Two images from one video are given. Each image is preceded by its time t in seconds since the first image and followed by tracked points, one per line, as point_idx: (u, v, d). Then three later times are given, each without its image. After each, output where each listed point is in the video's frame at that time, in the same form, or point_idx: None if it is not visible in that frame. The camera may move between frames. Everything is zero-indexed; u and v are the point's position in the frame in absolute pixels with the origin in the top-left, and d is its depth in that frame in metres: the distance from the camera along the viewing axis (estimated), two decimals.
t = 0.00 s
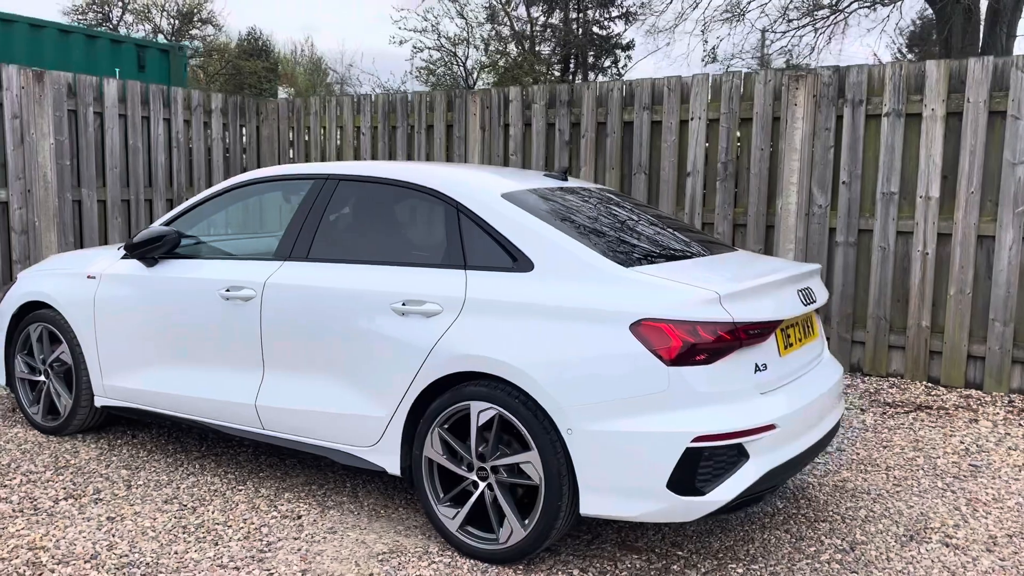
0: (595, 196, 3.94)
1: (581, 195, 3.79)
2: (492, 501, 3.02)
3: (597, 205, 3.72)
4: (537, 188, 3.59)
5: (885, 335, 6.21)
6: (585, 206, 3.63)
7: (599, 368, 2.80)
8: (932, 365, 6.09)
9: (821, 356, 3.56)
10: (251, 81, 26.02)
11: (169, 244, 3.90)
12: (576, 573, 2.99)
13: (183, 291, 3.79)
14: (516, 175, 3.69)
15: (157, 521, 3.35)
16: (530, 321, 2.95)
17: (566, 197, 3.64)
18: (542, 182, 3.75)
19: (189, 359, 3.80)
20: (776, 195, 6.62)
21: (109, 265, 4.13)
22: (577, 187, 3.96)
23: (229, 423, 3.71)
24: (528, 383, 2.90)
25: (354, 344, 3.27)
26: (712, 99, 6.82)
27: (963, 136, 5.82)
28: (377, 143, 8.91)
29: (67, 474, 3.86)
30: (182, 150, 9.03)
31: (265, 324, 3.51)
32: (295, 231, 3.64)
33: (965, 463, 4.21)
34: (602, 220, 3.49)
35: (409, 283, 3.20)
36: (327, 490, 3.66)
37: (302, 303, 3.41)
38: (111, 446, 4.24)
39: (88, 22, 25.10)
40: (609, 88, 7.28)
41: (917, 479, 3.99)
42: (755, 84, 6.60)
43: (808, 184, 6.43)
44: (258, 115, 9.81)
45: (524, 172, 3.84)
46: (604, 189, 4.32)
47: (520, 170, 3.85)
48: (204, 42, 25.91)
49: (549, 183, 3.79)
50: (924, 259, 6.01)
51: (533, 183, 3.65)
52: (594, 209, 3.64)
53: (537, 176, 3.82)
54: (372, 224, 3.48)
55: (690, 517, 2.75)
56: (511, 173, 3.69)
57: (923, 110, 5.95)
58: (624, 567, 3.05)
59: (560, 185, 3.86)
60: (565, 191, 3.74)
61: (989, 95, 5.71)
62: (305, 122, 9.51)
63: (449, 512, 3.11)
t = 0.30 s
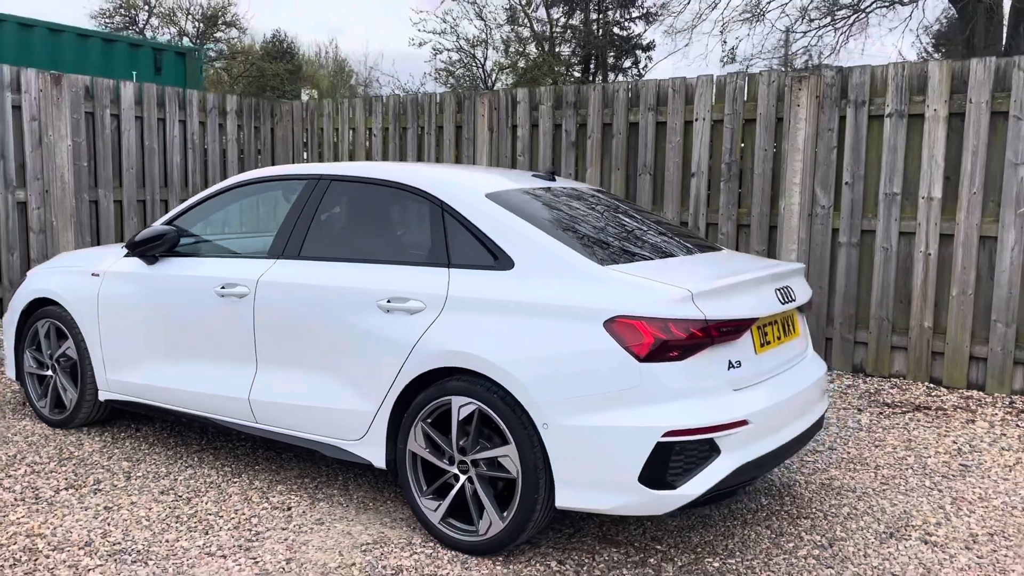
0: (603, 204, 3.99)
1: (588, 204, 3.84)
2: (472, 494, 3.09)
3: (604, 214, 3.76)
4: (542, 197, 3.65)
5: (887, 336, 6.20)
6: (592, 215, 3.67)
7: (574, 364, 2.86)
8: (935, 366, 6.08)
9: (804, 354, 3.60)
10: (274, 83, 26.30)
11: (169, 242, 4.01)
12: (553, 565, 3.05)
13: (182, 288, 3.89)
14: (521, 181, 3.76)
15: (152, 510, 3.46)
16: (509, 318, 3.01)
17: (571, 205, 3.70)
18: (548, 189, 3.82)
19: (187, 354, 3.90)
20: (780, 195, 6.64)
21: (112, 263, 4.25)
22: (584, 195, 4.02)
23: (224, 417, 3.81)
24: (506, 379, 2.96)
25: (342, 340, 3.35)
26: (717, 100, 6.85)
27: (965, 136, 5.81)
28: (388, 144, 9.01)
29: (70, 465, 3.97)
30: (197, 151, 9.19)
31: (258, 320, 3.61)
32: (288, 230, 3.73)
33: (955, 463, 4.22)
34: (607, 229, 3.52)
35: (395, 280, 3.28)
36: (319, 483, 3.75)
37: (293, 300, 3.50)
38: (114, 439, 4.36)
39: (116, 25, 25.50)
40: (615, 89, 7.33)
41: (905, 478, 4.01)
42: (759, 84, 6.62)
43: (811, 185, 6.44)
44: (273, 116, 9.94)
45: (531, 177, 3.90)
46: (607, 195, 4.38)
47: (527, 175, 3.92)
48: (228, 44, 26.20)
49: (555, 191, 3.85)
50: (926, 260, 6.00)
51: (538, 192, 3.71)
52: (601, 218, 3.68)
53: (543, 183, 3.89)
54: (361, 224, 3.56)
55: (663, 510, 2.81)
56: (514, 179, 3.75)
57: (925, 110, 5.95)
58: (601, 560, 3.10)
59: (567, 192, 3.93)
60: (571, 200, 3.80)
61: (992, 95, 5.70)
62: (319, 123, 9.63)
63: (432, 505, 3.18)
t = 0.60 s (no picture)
0: (613, 211, 4.04)
1: (598, 211, 3.89)
2: (459, 484, 3.17)
3: (614, 222, 3.80)
4: (549, 203, 3.70)
5: (892, 335, 6.21)
6: (601, 222, 3.71)
7: (555, 357, 2.94)
8: (940, 365, 6.07)
9: (792, 350, 3.64)
10: (297, 84, 26.55)
11: (174, 239, 4.14)
12: (538, 554, 3.12)
13: (185, 284, 4.01)
14: (529, 187, 3.82)
15: (153, 498, 3.57)
16: (494, 313, 3.09)
17: (580, 212, 3.75)
18: (557, 196, 3.87)
19: (190, 348, 4.02)
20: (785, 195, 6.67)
21: (119, 260, 4.38)
22: (593, 201, 4.07)
23: (226, 409, 3.92)
24: (490, 373, 3.04)
25: (336, 334, 3.45)
26: (723, 99, 6.89)
27: (970, 135, 5.81)
28: (401, 144, 9.12)
29: (79, 454, 4.11)
30: (215, 151, 9.35)
31: (257, 315, 3.71)
32: (286, 228, 3.84)
33: (949, 460, 4.24)
34: (615, 235, 3.56)
35: (387, 277, 3.37)
36: (317, 474, 3.85)
37: (290, 296, 3.60)
38: (123, 430, 4.50)
39: (142, 27, 25.86)
40: (623, 89, 7.38)
41: (896, 474, 4.04)
42: (765, 84, 6.65)
43: (816, 185, 6.47)
44: (290, 117, 10.09)
45: (540, 183, 3.97)
46: (614, 200, 4.43)
47: (537, 181, 3.98)
48: (253, 46, 26.47)
49: (564, 197, 3.90)
50: (931, 259, 6.00)
51: (547, 199, 3.77)
52: (610, 225, 3.72)
53: (552, 189, 3.95)
54: (356, 222, 3.66)
55: (641, 501, 2.87)
56: (522, 185, 3.82)
57: (930, 109, 5.95)
58: (585, 549, 3.18)
59: (577, 199, 3.98)
60: (581, 207, 3.85)
61: (996, 94, 5.70)
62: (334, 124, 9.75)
63: (421, 495, 3.27)
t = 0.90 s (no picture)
0: (628, 215, 4.03)
1: (612, 216, 3.88)
2: (453, 478, 3.20)
3: (628, 226, 3.79)
4: (561, 207, 3.70)
5: (903, 335, 6.16)
6: (614, 226, 3.70)
7: (545, 353, 2.96)
8: (952, 366, 6.02)
9: (790, 347, 3.64)
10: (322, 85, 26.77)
11: (181, 237, 4.21)
12: (530, 548, 3.15)
13: (191, 281, 4.08)
14: (542, 191, 3.83)
15: (157, 490, 3.64)
16: (487, 309, 3.12)
17: (594, 216, 3.74)
18: (571, 200, 3.87)
19: (195, 343, 4.09)
20: (796, 194, 6.64)
21: (128, 257, 4.47)
22: (608, 206, 4.07)
23: (230, 403, 3.98)
24: (482, 368, 3.07)
25: (335, 330, 3.50)
26: (735, 98, 6.87)
27: (983, 134, 5.75)
28: (416, 144, 9.18)
29: (88, 447, 4.19)
30: (233, 151, 9.46)
31: (259, 310, 3.77)
32: (289, 226, 3.90)
33: (952, 460, 4.21)
34: (626, 239, 3.54)
35: (384, 273, 3.41)
36: (318, 468, 3.91)
37: (291, 292, 3.66)
38: (133, 424, 4.58)
39: (170, 29, 26.18)
40: (635, 88, 7.38)
41: (897, 474, 4.02)
42: (777, 83, 6.63)
43: (827, 183, 6.43)
44: (307, 117, 10.19)
45: (553, 187, 3.97)
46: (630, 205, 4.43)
47: (551, 186, 3.98)
48: (278, 47, 26.66)
49: (577, 202, 3.91)
50: (942, 259, 5.94)
51: (559, 203, 3.77)
52: (623, 229, 3.71)
53: (565, 193, 3.95)
54: (356, 220, 3.71)
55: (629, 496, 2.89)
56: (534, 188, 3.82)
57: (942, 107, 5.90)
58: (578, 545, 3.20)
59: (591, 204, 3.98)
60: (594, 212, 3.85)
61: (1010, 92, 5.64)
62: (351, 123, 9.83)
63: (416, 489, 3.31)
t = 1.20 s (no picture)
0: (641, 222, 3.98)
1: (624, 223, 3.83)
2: (439, 477, 3.20)
3: (639, 232, 3.74)
4: (571, 214, 3.66)
5: (914, 336, 6.07)
6: (625, 232, 3.65)
7: (529, 352, 2.95)
8: (963, 368, 5.92)
9: (785, 347, 3.60)
10: (345, 86, 26.93)
11: (180, 235, 4.23)
12: (515, 547, 3.13)
13: (189, 279, 4.11)
14: (553, 198, 3.80)
15: (151, 486, 3.67)
16: (472, 308, 3.11)
17: (605, 223, 3.70)
18: (581, 207, 3.84)
19: (193, 340, 4.12)
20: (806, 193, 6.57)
21: (130, 255, 4.51)
22: (621, 212, 4.03)
23: (226, 400, 4.01)
24: (467, 367, 3.07)
25: (326, 328, 3.51)
26: (745, 97, 6.82)
27: (995, 132, 5.65)
28: (429, 143, 9.19)
29: (88, 442, 4.24)
30: (248, 151, 9.54)
31: (253, 308, 3.79)
32: (283, 224, 3.92)
33: (954, 463, 4.14)
34: (635, 244, 3.49)
35: (373, 271, 3.41)
36: (312, 466, 3.92)
37: (283, 290, 3.67)
38: (134, 420, 4.62)
39: (196, 31, 26.45)
40: (645, 87, 7.34)
41: (897, 477, 3.96)
42: (787, 81, 6.56)
43: (837, 183, 6.36)
44: (322, 117, 10.24)
45: (564, 194, 3.94)
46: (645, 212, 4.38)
47: (562, 193, 3.95)
48: (302, 48, 26.85)
49: (588, 208, 3.87)
50: (954, 259, 5.85)
51: (569, 209, 3.73)
52: (633, 235, 3.66)
53: (576, 200, 3.92)
54: (349, 218, 3.72)
55: (611, 496, 2.87)
56: (544, 194, 3.80)
57: (954, 105, 5.80)
58: (564, 544, 3.18)
59: (603, 210, 3.94)
60: (606, 218, 3.81)
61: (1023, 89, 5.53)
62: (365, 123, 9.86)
63: (404, 487, 3.31)
